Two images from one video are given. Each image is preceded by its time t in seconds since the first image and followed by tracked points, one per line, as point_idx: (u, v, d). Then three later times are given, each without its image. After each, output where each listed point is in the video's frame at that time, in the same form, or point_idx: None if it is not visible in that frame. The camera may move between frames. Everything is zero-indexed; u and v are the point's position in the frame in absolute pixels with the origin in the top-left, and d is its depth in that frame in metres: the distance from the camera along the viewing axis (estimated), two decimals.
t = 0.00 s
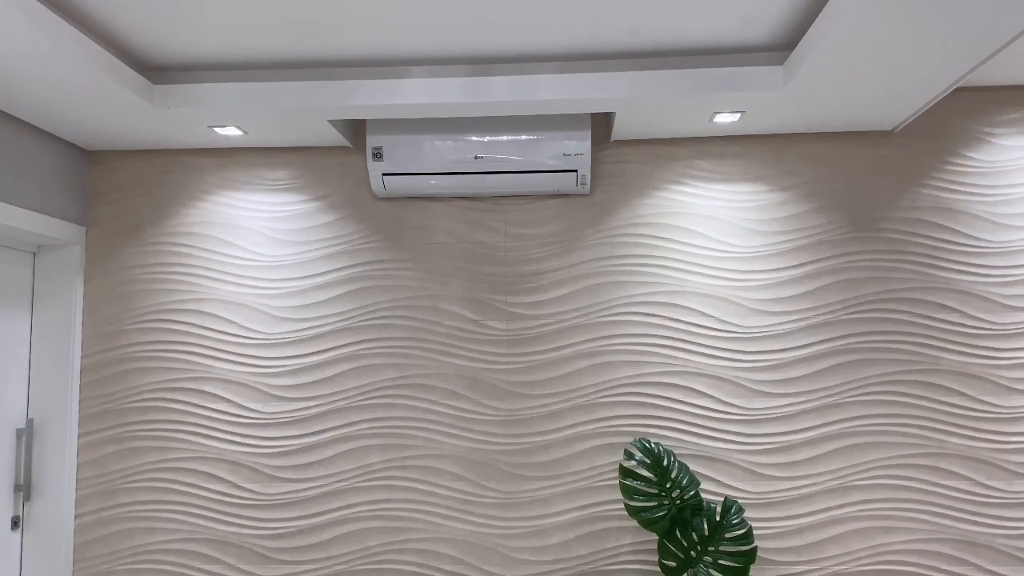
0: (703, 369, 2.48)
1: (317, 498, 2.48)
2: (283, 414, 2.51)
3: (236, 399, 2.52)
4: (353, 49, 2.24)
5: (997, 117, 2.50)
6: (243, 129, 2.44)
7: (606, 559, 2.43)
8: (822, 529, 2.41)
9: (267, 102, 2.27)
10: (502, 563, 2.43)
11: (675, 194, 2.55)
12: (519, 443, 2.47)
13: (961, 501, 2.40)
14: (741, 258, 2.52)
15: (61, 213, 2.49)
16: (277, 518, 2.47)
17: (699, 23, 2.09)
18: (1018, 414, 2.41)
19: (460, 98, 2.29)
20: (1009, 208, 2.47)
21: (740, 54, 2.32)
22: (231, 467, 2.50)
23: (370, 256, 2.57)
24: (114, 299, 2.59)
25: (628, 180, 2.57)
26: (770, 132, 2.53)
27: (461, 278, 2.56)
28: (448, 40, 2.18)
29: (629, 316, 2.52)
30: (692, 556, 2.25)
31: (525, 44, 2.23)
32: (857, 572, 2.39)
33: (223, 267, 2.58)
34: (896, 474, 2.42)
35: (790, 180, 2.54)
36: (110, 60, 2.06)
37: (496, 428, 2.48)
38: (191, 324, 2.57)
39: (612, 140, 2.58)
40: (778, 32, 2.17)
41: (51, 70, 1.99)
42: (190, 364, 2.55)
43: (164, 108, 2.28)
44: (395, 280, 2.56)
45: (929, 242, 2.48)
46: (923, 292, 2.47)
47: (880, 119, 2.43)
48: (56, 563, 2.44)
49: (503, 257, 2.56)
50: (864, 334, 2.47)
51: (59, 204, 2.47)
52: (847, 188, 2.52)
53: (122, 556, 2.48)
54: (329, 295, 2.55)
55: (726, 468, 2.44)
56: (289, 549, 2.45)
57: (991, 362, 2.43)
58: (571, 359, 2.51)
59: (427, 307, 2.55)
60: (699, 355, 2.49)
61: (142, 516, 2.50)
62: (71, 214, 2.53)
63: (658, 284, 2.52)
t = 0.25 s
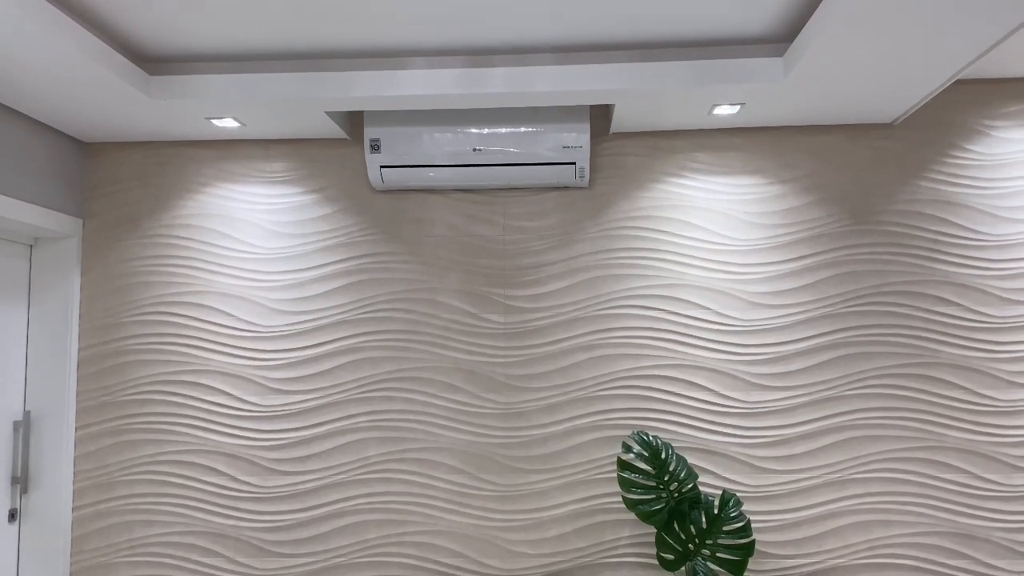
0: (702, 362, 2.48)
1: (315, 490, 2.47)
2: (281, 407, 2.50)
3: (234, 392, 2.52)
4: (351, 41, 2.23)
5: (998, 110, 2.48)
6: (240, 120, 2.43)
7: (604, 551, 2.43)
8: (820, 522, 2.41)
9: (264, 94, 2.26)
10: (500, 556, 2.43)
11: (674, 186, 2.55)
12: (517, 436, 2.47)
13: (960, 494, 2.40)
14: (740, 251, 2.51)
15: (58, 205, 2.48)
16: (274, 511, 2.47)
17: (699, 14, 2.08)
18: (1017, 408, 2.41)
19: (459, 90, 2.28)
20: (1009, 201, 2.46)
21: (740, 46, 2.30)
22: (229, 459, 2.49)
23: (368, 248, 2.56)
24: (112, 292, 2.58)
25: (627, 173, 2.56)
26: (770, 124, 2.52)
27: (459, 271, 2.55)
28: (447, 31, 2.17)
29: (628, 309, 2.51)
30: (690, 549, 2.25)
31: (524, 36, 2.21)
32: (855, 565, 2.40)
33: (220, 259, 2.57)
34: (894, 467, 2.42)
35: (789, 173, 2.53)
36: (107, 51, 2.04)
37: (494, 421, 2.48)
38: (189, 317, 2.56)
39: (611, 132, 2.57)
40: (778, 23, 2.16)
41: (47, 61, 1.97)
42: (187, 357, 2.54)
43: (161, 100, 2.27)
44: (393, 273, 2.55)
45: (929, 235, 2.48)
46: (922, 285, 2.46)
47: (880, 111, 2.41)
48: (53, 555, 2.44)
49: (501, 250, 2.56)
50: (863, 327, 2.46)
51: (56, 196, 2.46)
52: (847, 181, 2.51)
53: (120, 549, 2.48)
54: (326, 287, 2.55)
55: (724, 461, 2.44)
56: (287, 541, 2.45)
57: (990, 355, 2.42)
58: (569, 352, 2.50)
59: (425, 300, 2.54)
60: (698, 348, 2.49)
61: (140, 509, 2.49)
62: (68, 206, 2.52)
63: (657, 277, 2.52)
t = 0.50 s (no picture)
0: (699, 358, 2.48)
1: (313, 485, 2.47)
2: (278, 402, 2.50)
3: (231, 386, 2.52)
4: (348, 35, 2.22)
5: (997, 107, 2.48)
6: (237, 115, 2.43)
7: (601, 547, 2.43)
8: (817, 518, 2.41)
9: (262, 89, 2.26)
10: (497, 551, 2.43)
11: (672, 182, 2.54)
12: (514, 432, 2.47)
13: (956, 491, 2.40)
14: (738, 247, 2.51)
15: (55, 199, 2.47)
16: (271, 506, 2.47)
17: (697, 10, 2.08)
18: (1014, 405, 2.41)
19: (457, 85, 2.28)
20: (1007, 198, 2.46)
21: (739, 41, 2.30)
22: (226, 454, 2.49)
23: (365, 244, 2.56)
24: (109, 286, 2.58)
25: (624, 168, 2.56)
26: (768, 120, 2.51)
27: (457, 267, 2.55)
28: (445, 26, 2.16)
29: (626, 305, 2.51)
30: (686, 545, 2.25)
31: (522, 31, 2.21)
32: (851, 562, 2.40)
33: (217, 254, 2.57)
34: (891, 464, 2.42)
35: (788, 169, 2.53)
36: (103, 44, 2.03)
37: (492, 416, 2.48)
38: (186, 311, 2.56)
39: (609, 128, 2.57)
40: (777, 18, 2.15)
41: (43, 54, 1.96)
42: (185, 351, 2.54)
43: (158, 94, 2.26)
44: (391, 268, 2.55)
45: (927, 231, 2.48)
46: (920, 282, 2.46)
47: (879, 107, 2.41)
48: (50, 550, 2.44)
49: (499, 245, 2.55)
50: (861, 323, 2.46)
51: (53, 190, 2.46)
52: (845, 178, 2.51)
53: (117, 544, 2.48)
54: (323, 282, 2.54)
55: (721, 457, 2.44)
56: (284, 536, 2.45)
57: (987, 352, 2.42)
58: (567, 348, 2.50)
59: (422, 295, 2.54)
60: (695, 344, 2.48)
61: (137, 503, 2.49)
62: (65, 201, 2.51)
63: (654, 273, 2.52)
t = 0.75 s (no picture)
0: (695, 354, 2.48)
1: (309, 479, 2.48)
2: (274, 396, 2.51)
3: (228, 380, 2.52)
4: (346, 29, 2.22)
5: (993, 104, 2.49)
6: (235, 109, 2.43)
7: (597, 541, 2.44)
8: (811, 513, 2.42)
9: (260, 82, 2.26)
10: (493, 545, 2.44)
11: (669, 178, 2.55)
12: (510, 427, 2.48)
13: (950, 487, 2.41)
14: (734, 243, 2.52)
15: (52, 192, 2.47)
16: (268, 500, 2.47)
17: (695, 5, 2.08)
18: (1008, 401, 2.42)
19: (455, 79, 2.28)
20: (1002, 195, 2.47)
21: (736, 37, 2.30)
22: (223, 448, 2.50)
23: (362, 238, 2.56)
24: (105, 280, 2.58)
25: (621, 163, 2.56)
26: (765, 116, 2.52)
27: (454, 261, 2.55)
28: (442, 20, 2.16)
29: (622, 300, 2.52)
30: (681, 539, 2.26)
31: (519, 25, 2.21)
32: (846, 556, 2.41)
33: (214, 248, 2.57)
34: (885, 459, 2.43)
35: (784, 165, 2.53)
36: (100, 37, 2.03)
37: (488, 411, 2.49)
38: (183, 305, 2.56)
39: (606, 123, 2.57)
40: (774, 14, 2.15)
41: (39, 47, 1.96)
42: (181, 345, 2.54)
43: (155, 88, 2.26)
44: (388, 263, 2.55)
45: (923, 228, 2.48)
46: (916, 278, 2.47)
47: (875, 104, 2.41)
48: (47, 543, 2.44)
49: (496, 240, 2.56)
50: (856, 319, 2.47)
51: (50, 183, 2.46)
52: (841, 174, 2.52)
53: (114, 537, 2.48)
54: (320, 277, 2.55)
55: (717, 452, 2.45)
56: (280, 530, 2.46)
57: (982, 348, 2.43)
58: (563, 343, 2.51)
59: (419, 290, 2.55)
60: (691, 340, 2.49)
61: (133, 497, 2.50)
62: (62, 194, 2.51)
63: (651, 269, 2.52)
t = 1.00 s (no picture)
0: (691, 351, 2.48)
1: (305, 476, 2.47)
2: (270, 392, 2.50)
3: (223, 376, 2.52)
4: (342, 24, 2.21)
5: (990, 101, 2.48)
6: (230, 104, 2.42)
7: (592, 538, 2.44)
8: (807, 511, 2.42)
9: (255, 76, 2.24)
10: (489, 542, 2.43)
11: (666, 175, 2.54)
12: (506, 423, 2.47)
13: (946, 485, 2.41)
14: (731, 240, 2.51)
15: (46, 186, 2.46)
16: (263, 496, 2.47)
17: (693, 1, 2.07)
18: (1004, 399, 2.42)
19: (451, 75, 2.27)
20: (1000, 193, 2.47)
21: (734, 34, 2.29)
22: (218, 444, 2.49)
23: (358, 234, 2.56)
24: (100, 275, 2.57)
25: (618, 160, 2.55)
26: (762, 113, 2.51)
27: (450, 258, 2.55)
28: (439, 16, 2.15)
29: (619, 297, 2.51)
30: (676, 537, 2.26)
31: (516, 21, 2.20)
32: (841, 554, 2.41)
33: (210, 243, 2.56)
34: (881, 457, 2.43)
35: (781, 162, 2.53)
36: (93, 30, 2.01)
37: (484, 408, 2.48)
38: (178, 300, 2.55)
39: (603, 120, 2.56)
40: (772, 11, 2.15)
41: (34, 41, 1.95)
42: (176, 341, 2.53)
43: (150, 82, 2.25)
44: (384, 259, 2.55)
45: (920, 226, 2.48)
46: (912, 276, 2.47)
47: (873, 101, 2.41)
48: (41, 539, 2.43)
49: (492, 237, 2.55)
50: (853, 317, 2.47)
51: (44, 178, 2.45)
52: (839, 171, 2.51)
53: (108, 533, 2.48)
54: (316, 272, 2.54)
55: (713, 450, 2.45)
56: (276, 526, 2.46)
57: (979, 346, 2.43)
58: (559, 340, 2.50)
59: (415, 286, 2.54)
60: (688, 337, 2.49)
61: (128, 493, 2.49)
62: (57, 189, 2.50)
63: (648, 266, 2.52)
